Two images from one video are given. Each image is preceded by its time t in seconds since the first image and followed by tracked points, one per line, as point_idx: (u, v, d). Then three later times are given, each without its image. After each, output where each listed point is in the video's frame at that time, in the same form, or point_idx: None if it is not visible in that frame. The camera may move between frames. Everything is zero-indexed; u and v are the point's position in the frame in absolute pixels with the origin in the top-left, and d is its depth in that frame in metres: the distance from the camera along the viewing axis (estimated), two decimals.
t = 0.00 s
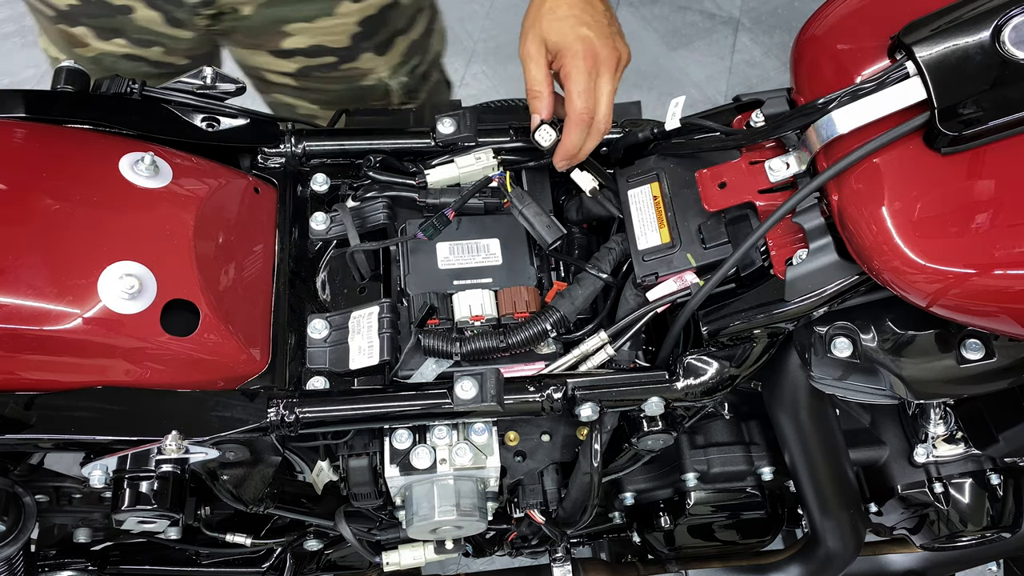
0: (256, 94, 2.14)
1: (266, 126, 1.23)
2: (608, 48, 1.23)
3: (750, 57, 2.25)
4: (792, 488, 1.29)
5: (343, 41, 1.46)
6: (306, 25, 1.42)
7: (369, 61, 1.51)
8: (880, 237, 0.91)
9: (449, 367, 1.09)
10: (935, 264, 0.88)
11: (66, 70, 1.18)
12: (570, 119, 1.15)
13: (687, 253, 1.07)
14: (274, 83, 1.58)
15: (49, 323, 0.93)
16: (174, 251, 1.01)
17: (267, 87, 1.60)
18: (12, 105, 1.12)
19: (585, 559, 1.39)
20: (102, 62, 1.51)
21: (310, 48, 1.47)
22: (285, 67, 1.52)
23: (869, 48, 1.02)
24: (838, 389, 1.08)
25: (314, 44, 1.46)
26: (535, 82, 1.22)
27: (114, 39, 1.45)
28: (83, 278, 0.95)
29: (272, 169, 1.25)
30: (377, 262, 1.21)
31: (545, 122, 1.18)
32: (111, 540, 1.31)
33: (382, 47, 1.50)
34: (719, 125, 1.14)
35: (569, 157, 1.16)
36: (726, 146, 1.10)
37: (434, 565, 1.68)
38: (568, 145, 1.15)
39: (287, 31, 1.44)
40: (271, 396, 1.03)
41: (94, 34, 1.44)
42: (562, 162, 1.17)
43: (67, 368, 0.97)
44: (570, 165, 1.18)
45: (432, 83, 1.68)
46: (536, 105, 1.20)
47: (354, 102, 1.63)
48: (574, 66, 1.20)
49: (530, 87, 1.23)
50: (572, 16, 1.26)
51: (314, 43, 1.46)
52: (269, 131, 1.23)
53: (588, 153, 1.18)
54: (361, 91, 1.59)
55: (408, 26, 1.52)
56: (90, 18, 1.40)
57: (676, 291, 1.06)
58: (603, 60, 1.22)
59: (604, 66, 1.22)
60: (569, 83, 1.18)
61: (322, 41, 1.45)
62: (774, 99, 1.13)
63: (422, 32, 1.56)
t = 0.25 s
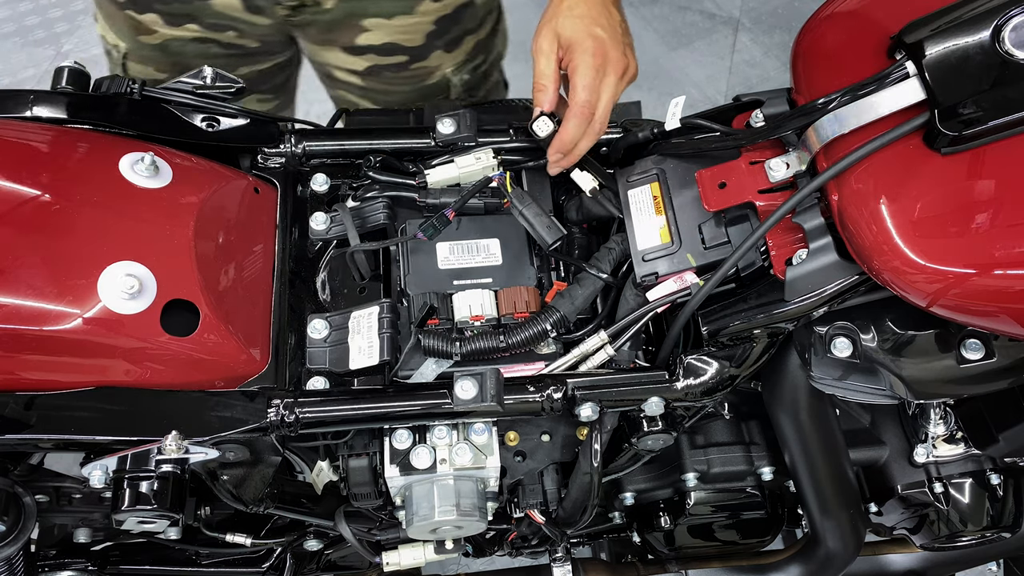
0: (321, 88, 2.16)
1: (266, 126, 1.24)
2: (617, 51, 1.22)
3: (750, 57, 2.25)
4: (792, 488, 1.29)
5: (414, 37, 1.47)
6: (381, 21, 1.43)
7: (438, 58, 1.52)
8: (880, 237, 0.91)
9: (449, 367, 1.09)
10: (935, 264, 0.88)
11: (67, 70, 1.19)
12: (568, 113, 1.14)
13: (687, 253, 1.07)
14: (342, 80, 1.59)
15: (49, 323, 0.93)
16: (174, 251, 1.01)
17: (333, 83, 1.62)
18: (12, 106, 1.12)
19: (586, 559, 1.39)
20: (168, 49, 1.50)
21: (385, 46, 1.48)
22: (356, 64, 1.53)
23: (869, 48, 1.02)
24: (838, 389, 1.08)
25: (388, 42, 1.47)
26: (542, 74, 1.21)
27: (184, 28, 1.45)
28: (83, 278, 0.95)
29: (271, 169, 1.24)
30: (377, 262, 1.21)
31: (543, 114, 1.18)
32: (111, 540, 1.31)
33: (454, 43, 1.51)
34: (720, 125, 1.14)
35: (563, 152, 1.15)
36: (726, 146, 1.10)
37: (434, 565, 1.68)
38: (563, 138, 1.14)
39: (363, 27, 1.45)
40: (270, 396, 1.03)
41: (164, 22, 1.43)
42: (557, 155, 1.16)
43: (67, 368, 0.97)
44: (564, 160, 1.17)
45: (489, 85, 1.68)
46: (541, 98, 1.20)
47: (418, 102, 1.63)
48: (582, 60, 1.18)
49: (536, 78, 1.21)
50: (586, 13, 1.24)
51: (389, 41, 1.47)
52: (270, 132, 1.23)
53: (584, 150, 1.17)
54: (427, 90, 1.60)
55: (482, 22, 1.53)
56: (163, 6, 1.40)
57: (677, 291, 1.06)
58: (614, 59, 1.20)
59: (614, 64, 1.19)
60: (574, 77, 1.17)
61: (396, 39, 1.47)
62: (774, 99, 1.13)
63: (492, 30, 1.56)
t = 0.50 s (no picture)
0: (354, 81, 2.17)
1: (266, 126, 1.24)
2: (618, 67, 1.23)
3: (750, 57, 2.25)
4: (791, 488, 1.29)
5: (456, 30, 1.47)
6: (427, 18, 1.44)
7: (477, 48, 1.53)
8: (880, 237, 0.91)
9: (449, 367, 1.09)
10: (935, 264, 0.88)
11: (67, 70, 1.19)
12: (563, 121, 1.15)
13: (687, 253, 1.07)
14: (382, 74, 1.59)
15: (49, 323, 0.93)
16: (174, 251, 1.01)
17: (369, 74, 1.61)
18: (12, 105, 1.12)
19: (586, 559, 1.39)
20: (235, 55, 1.48)
21: (428, 41, 1.49)
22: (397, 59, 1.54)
23: (869, 48, 1.02)
24: (838, 389, 1.08)
25: (430, 36, 1.48)
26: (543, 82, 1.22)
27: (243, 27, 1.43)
28: (83, 278, 0.95)
29: (271, 169, 1.24)
30: (377, 262, 1.22)
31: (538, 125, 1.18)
32: (111, 540, 1.31)
33: (491, 33, 1.52)
34: (720, 125, 1.14)
35: (554, 163, 1.16)
36: (726, 146, 1.10)
37: (434, 565, 1.68)
38: (556, 148, 1.14)
39: (408, 24, 1.46)
40: (270, 396, 1.03)
41: (228, 26, 1.42)
42: (546, 168, 1.16)
43: (67, 368, 0.97)
44: (554, 172, 1.17)
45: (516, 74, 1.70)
46: (535, 106, 1.20)
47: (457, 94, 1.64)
48: (583, 72, 1.19)
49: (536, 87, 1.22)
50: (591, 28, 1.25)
51: (433, 36, 1.48)
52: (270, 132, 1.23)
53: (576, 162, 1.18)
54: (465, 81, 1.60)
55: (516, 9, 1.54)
56: (225, 8, 1.39)
57: (677, 291, 1.06)
58: (613, 73, 1.22)
59: (613, 80, 1.21)
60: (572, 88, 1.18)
61: (440, 34, 1.47)
62: (774, 99, 1.13)
63: (521, 18, 1.58)
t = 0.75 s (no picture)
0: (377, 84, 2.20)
1: (266, 126, 1.23)
2: (627, 81, 1.22)
3: (750, 57, 2.25)
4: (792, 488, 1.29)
5: (488, 19, 1.51)
6: (462, 11, 1.49)
7: (506, 35, 1.57)
8: (880, 237, 0.91)
9: (449, 367, 1.09)
10: (935, 264, 0.88)
11: (67, 70, 1.19)
12: (574, 135, 1.13)
13: (687, 253, 1.07)
14: (415, 69, 1.62)
15: (49, 323, 0.93)
16: (174, 251, 1.01)
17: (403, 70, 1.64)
18: (12, 105, 1.12)
19: (586, 560, 1.39)
20: (277, 70, 1.57)
21: (463, 33, 1.53)
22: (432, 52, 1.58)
23: (869, 48, 1.02)
24: (838, 389, 1.08)
25: (467, 29, 1.52)
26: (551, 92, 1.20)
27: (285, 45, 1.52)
28: (83, 278, 0.95)
29: (271, 169, 1.24)
30: (377, 262, 1.22)
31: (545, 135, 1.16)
32: (111, 540, 1.31)
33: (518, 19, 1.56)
34: (720, 125, 1.14)
35: (559, 175, 1.15)
36: (726, 147, 1.11)
37: (434, 565, 1.68)
38: (564, 161, 1.13)
39: (444, 19, 1.50)
40: (270, 396, 1.03)
41: (271, 41, 1.50)
42: (550, 178, 1.16)
43: (67, 368, 0.97)
44: (557, 182, 1.17)
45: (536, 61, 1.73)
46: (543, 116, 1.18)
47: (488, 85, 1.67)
48: (594, 86, 1.18)
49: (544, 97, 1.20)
50: (601, 40, 1.24)
51: (469, 27, 1.52)
52: (269, 131, 1.23)
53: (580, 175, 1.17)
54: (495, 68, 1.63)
55: None
56: (265, 24, 1.47)
57: (677, 291, 1.06)
58: (623, 90, 1.21)
59: (622, 95, 1.20)
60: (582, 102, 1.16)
61: (474, 25, 1.52)
62: (774, 99, 1.13)
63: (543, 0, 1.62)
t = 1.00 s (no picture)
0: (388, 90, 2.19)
1: (265, 126, 1.24)
2: (637, 91, 1.24)
3: (751, 57, 2.25)
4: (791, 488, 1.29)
5: (510, 13, 1.53)
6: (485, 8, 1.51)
7: (528, 27, 1.57)
8: (880, 237, 0.91)
9: (449, 367, 1.09)
10: (935, 264, 0.88)
11: (67, 70, 1.19)
12: (585, 143, 1.13)
13: (687, 253, 1.07)
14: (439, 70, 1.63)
15: (49, 323, 0.93)
16: (174, 251, 1.01)
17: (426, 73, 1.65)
18: (12, 105, 1.12)
19: (586, 560, 1.39)
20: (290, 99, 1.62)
21: (486, 29, 1.54)
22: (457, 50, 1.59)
23: (869, 48, 1.02)
24: (839, 389, 1.08)
25: (490, 24, 1.54)
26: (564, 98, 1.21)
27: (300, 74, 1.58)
28: (83, 278, 0.95)
29: (271, 169, 1.24)
30: (377, 262, 1.22)
31: (557, 138, 1.15)
32: (111, 540, 1.31)
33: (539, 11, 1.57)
34: (720, 125, 1.14)
35: (566, 180, 1.15)
36: (726, 147, 1.11)
37: (434, 565, 1.68)
38: (573, 166, 1.13)
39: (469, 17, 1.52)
40: (270, 396, 1.03)
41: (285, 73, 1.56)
42: (558, 180, 1.15)
43: (67, 368, 0.97)
44: (561, 186, 1.16)
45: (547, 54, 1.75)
46: (559, 119, 1.18)
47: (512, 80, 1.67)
48: (606, 94, 1.19)
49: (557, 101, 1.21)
50: (614, 47, 1.26)
51: (492, 23, 1.54)
52: (269, 132, 1.23)
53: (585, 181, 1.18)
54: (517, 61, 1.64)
55: None
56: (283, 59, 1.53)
57: (677, 291, 1.06)
58: (632, 100, 1.23)
59: (632, 105, 1.22)
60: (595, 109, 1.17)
61: (497, 20, 1.53)
62: (775, 99, 1.13)
63: None
